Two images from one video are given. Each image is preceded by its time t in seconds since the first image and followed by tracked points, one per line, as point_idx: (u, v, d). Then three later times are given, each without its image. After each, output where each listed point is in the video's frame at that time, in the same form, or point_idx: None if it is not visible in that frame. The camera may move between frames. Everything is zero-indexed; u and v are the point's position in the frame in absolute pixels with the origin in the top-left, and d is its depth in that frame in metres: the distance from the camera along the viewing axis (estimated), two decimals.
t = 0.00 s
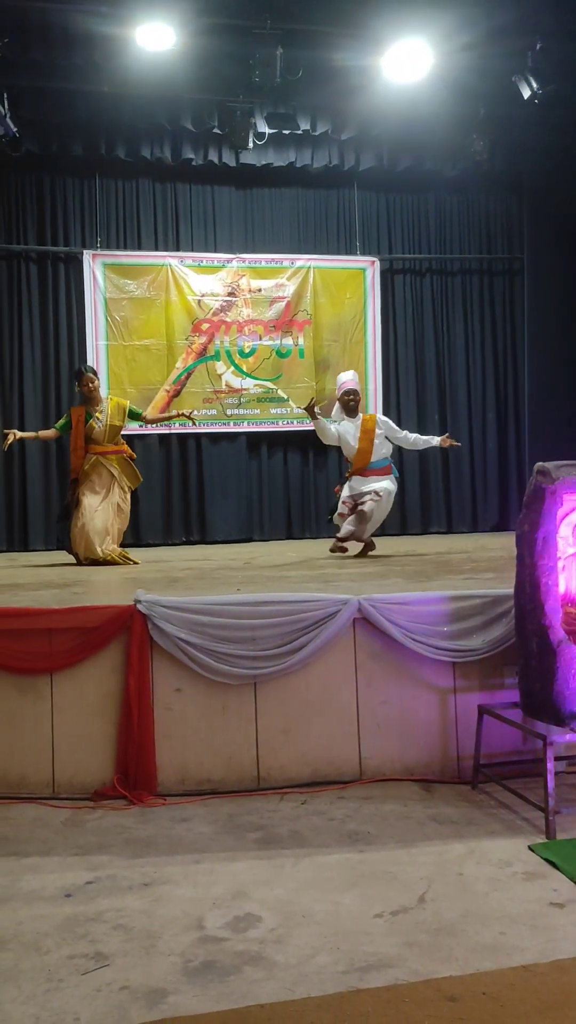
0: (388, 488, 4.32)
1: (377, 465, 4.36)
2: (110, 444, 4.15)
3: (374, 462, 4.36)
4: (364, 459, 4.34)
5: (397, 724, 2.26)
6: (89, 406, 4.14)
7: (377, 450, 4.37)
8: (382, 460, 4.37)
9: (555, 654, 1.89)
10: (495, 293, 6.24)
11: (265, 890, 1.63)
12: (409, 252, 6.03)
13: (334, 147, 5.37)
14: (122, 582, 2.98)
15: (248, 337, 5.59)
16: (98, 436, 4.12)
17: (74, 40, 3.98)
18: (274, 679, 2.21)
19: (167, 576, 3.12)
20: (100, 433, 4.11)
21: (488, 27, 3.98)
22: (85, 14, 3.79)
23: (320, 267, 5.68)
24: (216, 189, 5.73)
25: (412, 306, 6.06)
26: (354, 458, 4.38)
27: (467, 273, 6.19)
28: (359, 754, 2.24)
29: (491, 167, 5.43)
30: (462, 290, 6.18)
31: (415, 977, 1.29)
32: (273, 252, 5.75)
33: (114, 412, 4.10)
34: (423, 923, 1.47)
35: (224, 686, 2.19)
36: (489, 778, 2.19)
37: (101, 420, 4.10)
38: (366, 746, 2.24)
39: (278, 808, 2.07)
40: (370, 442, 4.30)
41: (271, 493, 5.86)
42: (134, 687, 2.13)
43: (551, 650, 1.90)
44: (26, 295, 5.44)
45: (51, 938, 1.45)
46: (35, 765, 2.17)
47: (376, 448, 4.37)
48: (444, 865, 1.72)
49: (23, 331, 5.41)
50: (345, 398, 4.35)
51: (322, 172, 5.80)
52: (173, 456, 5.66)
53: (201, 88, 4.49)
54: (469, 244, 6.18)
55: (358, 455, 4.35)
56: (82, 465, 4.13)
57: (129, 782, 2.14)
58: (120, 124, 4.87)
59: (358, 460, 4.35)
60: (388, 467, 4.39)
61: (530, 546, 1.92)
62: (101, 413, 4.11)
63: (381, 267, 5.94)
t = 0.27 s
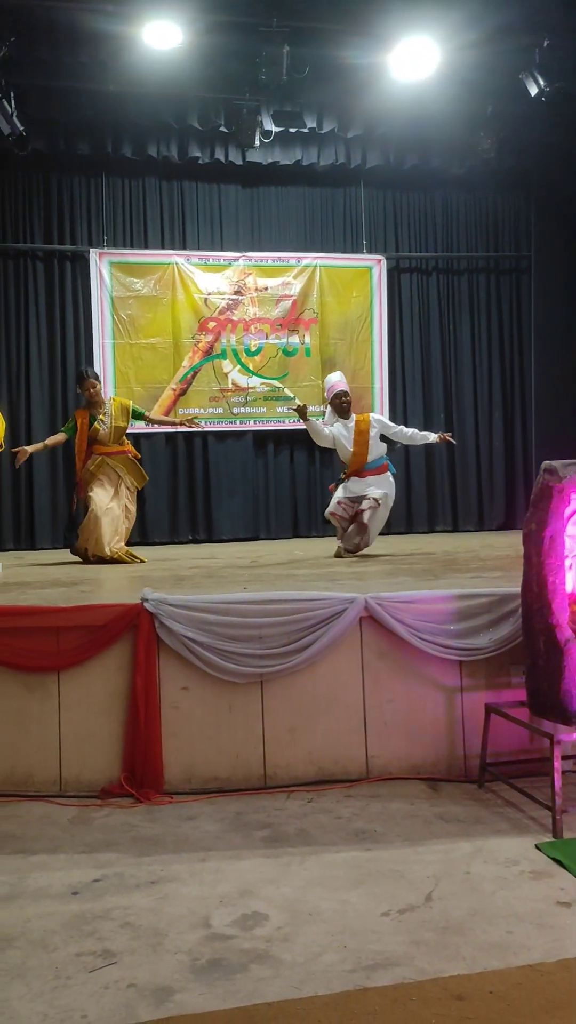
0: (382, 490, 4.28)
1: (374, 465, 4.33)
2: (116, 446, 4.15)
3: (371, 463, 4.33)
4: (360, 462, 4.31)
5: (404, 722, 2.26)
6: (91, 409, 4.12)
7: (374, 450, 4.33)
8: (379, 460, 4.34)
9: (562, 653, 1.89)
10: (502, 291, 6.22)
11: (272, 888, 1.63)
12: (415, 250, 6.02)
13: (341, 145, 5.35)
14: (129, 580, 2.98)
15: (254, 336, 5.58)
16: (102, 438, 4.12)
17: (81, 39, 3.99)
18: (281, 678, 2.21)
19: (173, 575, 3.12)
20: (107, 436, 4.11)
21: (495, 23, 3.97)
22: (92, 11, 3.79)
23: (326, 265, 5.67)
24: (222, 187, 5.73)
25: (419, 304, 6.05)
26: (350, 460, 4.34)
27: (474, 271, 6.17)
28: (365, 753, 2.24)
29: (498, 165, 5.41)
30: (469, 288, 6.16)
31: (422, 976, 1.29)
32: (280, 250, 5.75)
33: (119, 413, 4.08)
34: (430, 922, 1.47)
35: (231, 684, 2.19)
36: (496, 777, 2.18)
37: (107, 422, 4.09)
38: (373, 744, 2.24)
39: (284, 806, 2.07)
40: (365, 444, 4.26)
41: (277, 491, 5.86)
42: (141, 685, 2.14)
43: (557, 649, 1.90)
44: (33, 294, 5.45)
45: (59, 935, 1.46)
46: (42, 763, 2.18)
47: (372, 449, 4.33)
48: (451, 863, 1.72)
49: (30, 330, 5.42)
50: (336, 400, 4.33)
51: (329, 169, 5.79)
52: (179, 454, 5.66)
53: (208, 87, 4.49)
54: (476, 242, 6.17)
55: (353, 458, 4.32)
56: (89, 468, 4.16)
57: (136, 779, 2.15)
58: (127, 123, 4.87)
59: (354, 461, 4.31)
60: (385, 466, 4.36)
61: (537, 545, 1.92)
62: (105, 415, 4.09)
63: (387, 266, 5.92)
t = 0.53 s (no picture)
0: (396, 476, 4.28)
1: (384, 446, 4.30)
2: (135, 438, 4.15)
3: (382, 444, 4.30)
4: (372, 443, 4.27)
5: (409, 720, 2.25)
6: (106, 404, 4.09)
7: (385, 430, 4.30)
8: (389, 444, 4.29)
9: (568, 651, 1.89)
10: (507, 289, 6.20)
11: (278, 886, 1.63)
12: (420, 248, 6.00)
13: (346, 143, 5.35)
14: (134, 579, 2.98)
15: (259, 334, 5.59)
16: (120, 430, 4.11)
17: (85, 38, 4.00)
18: (286, 676, 2.21)
19: (178, 573, 3.12)
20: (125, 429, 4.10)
21: (500, 20, 3.96)
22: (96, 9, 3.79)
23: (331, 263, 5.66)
24: (227, 185, 5.73)
25: (423, 301, 6.04)
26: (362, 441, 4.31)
27: (479, 269, 6.16)
28: (370, 751, 2.24)
29: (504, 163, 5.40)
30: (474, 286, 6.15)
31: (427, 975, 1.29)
32: (285, 249, 5.74)
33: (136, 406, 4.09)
34: (435, 921, 1.47)
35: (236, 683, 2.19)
36: (501, 776, 2.18)
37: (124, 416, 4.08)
38: (378, 743, 2.24)
39: (290, 805, 2.07)
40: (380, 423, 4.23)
41: (282, 489, 5.85)
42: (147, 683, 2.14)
43: (563, 648, 1.89)
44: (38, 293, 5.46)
45: (64, 933, 1.46)
46: (48, 760, 2.18)
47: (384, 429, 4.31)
48: (456, 862, 1.72)
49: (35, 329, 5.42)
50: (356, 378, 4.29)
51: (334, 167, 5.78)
52: (184, 452, 5.66)
53: (213, 85, 4.48)
54: (481, 240, 6.15)
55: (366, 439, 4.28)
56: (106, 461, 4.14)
57: (141, 777, 2.15)
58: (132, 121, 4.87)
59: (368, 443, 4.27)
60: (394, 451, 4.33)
61: (542, 543, 1.91)
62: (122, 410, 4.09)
63: (392, 264, 5.91)
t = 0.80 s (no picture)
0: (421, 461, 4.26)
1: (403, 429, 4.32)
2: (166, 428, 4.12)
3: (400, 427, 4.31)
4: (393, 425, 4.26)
5: (413, 719, 2.25)
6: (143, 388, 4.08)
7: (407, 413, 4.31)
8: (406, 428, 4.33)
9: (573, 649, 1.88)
10: (511, 287, 6.19)
11: (281, 884, 1.63)
12: (425, 247, 5.99)
13: (350, 141, 5.34)
14: (138, 577, 2.98)
15: (264, 332, 5.59)
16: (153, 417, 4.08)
17: (89, 36, 4.00)
18: (290, 674, 2.21)
19: (183, 572, 3.12)
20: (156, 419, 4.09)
21: (505, 18, 3.94)
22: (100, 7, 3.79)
23: (335, 261, 5.66)
24: (231, 183, 5.73)
25: (428, 299, 6.03)
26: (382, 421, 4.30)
27: (483, 268, 6.14)
28: (375, 750, 2.23)
29: (509, 160, 5.38)
30: (478, 284, 6.13)
31: (431, 973, 1.29)
32: (289, 247, 5.74)
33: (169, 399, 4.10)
34: (439, 919, 1.47)
35: (240, 681, 2.19)
36: (505, 774, 2.18)
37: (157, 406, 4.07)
38: (382, 741, 2.24)
39: (294, 803, 2.08)
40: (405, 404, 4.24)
41: (287, 488, 5.85)
42: (151, 681, 2.14)
43: (567, 646, 1.89)
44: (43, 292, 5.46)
45: (69, 931, 1.46)
46: (52, 758, 2.19)
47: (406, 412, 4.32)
48: (461, 860, 1.72)
49: (40, 328, 5.43)
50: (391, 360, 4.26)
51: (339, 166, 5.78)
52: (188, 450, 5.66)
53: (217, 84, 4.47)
54: (485, 238, 6.14)
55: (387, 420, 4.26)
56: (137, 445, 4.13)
57: (145, 775, 2.15)
58: (136, 119, 4.87)
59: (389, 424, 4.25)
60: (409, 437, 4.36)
61: (547, 541, 1.91)
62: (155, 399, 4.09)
63: (396, 262, 5.90)
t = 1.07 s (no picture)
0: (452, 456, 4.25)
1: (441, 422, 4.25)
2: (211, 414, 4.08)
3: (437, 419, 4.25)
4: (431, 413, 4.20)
5: (418, 718, 2.25)
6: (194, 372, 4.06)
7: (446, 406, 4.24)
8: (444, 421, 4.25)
9: None
10: (516, 286, 6.17)
11: (285, 883, 1.63)
12: (429, 246, 5.98)
13: (354, 139, 5.33)
14: (143, 576, 2.99)
15: (268, 331, 5.58)
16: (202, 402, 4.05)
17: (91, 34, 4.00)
18: (294, 673, 2.20)
19: (188, 571, 3.12)
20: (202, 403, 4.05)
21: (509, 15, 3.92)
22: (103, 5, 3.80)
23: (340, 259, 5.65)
24: (236, 182, 5.73)
25: (432, 298, 6.02)
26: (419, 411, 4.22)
27: (488, 267, 6.13)
28: (379, 748, 2.23)
29: (514, 158, 5.37)
30: (483, 283, 6.12)
31: (434, 972, 1.29)
32: (294, 246, 5.73)
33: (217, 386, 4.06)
34: (443, 918, 1.46)
35: (244, 680, 2.19)
36: (510, 774, 2.17)
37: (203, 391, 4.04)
38: (387, 740, 2.24)
39: (298, 801, 2.08)
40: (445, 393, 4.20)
41: (292, 487, 5.84)
42: (155, 680, 2.14)
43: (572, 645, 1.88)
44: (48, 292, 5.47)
45: (73, 929, 1.46)
46: (57, 757, 2.19)
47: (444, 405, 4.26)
48: (465, 859, 1.71)
49: (45, 327, 5.44)
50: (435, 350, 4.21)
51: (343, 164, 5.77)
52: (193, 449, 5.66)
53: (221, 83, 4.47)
54: (490, 237, 6.12)
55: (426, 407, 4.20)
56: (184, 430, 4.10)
57: (150, 774, 2.16)
58: (139, 118, 4.87)
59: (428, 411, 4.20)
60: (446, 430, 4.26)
61: (552, 540, 1.90)
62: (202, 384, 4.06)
63: (400, 261, 5.89)
